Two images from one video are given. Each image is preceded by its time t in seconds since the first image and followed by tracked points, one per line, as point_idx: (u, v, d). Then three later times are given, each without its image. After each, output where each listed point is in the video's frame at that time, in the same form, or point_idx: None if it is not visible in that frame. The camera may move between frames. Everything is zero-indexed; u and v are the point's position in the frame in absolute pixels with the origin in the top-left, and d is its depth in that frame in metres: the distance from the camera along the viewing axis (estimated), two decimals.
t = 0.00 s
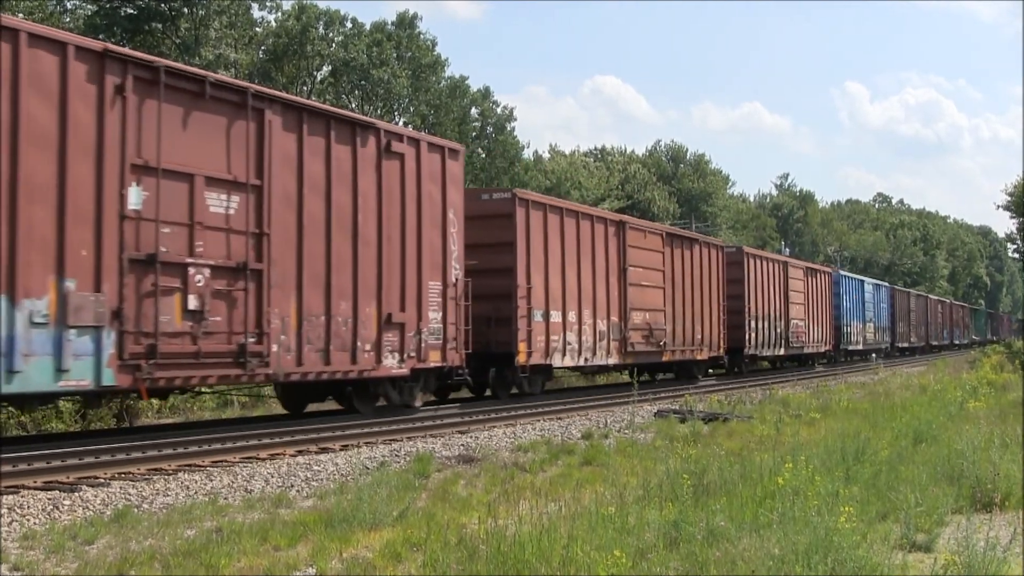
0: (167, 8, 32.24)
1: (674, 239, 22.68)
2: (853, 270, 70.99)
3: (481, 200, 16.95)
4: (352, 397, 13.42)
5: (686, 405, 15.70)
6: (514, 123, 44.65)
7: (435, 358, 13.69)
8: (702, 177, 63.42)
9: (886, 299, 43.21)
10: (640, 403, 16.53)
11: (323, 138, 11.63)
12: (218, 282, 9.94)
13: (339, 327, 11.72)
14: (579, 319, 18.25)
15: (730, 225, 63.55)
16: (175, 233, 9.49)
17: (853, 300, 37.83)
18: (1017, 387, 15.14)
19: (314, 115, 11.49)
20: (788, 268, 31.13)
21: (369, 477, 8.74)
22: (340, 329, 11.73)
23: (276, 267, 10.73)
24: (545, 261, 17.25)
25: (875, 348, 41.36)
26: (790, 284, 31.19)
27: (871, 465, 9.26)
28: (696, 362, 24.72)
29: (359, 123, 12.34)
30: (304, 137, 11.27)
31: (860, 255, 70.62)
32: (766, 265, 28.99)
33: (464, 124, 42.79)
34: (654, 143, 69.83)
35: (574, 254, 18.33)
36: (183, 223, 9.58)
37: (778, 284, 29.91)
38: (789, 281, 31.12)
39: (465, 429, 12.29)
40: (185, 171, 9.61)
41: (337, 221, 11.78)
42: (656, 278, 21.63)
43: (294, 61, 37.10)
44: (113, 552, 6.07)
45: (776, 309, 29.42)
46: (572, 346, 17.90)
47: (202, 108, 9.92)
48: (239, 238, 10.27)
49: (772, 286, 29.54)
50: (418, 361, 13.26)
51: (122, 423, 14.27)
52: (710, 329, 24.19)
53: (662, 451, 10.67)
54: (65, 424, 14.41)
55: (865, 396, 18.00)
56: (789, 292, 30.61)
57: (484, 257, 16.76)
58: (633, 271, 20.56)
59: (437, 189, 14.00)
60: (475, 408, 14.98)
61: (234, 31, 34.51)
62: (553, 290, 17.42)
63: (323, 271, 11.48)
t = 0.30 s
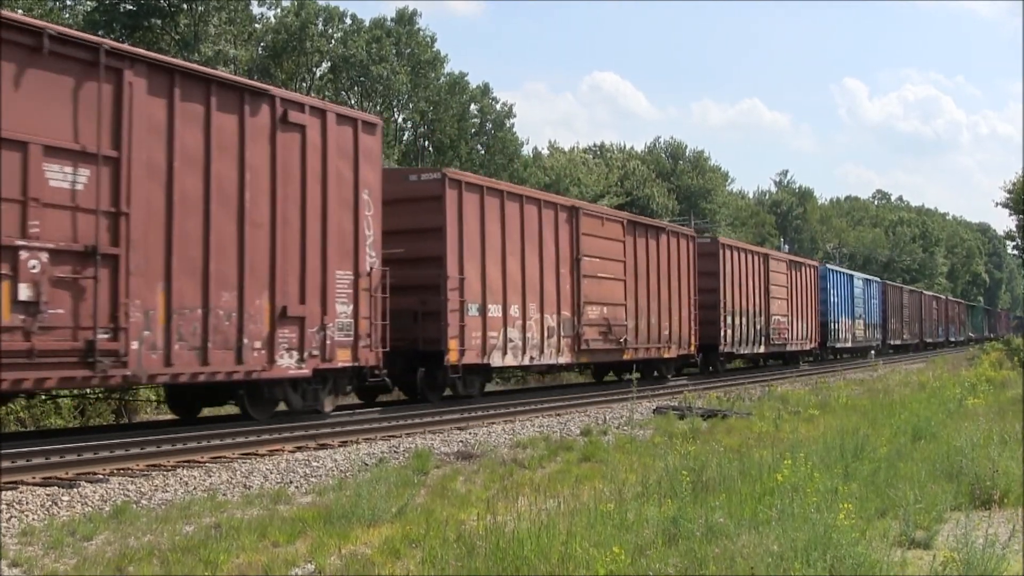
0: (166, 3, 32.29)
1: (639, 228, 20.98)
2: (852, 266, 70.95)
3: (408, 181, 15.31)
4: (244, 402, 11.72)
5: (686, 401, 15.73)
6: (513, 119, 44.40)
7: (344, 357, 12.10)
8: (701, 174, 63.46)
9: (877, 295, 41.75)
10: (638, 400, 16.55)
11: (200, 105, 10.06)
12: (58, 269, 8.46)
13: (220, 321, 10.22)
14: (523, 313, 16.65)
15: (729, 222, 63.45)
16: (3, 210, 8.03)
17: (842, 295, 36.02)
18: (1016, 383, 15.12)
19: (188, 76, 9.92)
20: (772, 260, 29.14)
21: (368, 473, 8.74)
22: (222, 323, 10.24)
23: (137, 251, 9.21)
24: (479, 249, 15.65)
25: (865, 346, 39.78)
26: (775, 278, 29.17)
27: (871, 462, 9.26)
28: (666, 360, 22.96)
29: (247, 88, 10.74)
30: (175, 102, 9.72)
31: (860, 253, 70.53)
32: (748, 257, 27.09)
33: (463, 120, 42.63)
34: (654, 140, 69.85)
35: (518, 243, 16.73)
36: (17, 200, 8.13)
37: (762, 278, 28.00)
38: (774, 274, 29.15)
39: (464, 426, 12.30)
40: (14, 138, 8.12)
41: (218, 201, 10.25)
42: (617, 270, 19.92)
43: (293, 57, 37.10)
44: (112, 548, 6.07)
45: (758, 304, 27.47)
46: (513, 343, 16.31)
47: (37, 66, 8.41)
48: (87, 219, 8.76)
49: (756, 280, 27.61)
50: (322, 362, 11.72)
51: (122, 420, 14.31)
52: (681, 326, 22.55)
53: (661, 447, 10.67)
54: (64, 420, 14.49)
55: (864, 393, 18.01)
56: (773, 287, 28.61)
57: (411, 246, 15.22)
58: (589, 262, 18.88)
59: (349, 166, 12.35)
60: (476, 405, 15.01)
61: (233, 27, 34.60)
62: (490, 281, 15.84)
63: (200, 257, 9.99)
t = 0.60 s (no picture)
0: (165, 2, 32.30)
1: (592, 215, 19.43)
2: (851, 262, 70.93)
3: (319, 160, 13.57)
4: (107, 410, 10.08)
5: (686, 397, 15.74)
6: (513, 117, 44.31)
7: (227, 358, 10.39)
8: (700, 170, 63.45)
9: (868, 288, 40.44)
10: (638, 396, 16.53)
11: (40, 64, 8.27)
12: None
13: (63, 321, 8.45)
14: (456, 308, 15.11)
15: (729, 218, 63.38)
16: None
17: (828, 288, 34.46)
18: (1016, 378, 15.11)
19: (22, 30, 8.13)
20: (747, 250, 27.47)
21: (368, 471, 8.74)
22: (65, 323, 8.48)
23: None
24: (401, 235, 14.02)
25: (856, 342, 38.35)
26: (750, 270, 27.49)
27: (871, 458, 9.26)
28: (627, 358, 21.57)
29: (101, 47, 8.94)
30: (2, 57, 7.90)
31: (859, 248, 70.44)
32: (721, 248, 25.48)
33: (462, 118, 42.42)
34: (654, 136, 69.87)
35: (450, 230, 15.18)
36: None
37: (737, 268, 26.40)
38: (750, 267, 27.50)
39: (464, 423, 12.27)
40: None
41: (61, 178, 8.46)
42: (566, 261, 18.43)
43: (291, 55, 37.12)
44: (112, 547, 6.06)
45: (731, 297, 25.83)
46: (447, 342, 14.76)
47: None
48: None
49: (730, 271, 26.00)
50: (198, 365, 10.01)
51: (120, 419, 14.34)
52: (643, 322, 21.03)
53: (661, 444, 10.67)
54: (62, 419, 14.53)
55: (864, 389, 18.02)
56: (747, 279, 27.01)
57: (320, 232, 13.53)
58: (534, 253, 17.40)
59: (235, 140, 10.60)
60: (475, 402, 14.99)
61: (233, 25, 34.72)
62: (415, 271, 14.23)
63: (39, 244, 8.24)
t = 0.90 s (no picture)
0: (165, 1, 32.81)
1: (542, 202, 17.43)
2: (851, 261, 70.86)
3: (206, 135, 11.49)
4: None
5: (685, 396, 15.76)
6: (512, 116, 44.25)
7: (69, 361, 8.68)
8: (700, 169, 63.48)
9: (856, 287, 39.22)
10: (637, 395, 16.55)
11: None
12: None
13: None
14: (372, 305, 13.02)
15: (728, 218, 63.36)
16: None
17: (812, 287, 33.00)
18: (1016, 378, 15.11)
19: None
20: (724, 244, 25.65)
21: (367, 470, 8.75)
22: None
23: None
24: (304, 221, 11.96)
25: (844, 342, 37.03)
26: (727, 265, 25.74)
27: (870, 457, 9.27)
28: (586, 360, 19.60)
29: None
30: None
31: (859, 248, 70.35)
32: (695, 241, 23.73)
33: (461, 117, 42.51)
34: (653, 135, 69.96)
35: (365, 216, 13.05)
36: None
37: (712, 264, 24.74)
38: (726, 262, 25.73)
39: (463, 422, 12.27)
40: None
41: None
42: (511, 253, 16.34)
43: (291, 54, 37.18)
44: (111, 546, 6.06)
45: (705, 294, 24.05)
46: (360, 343, 12.73)
47: None
48: None
49: (705, 266, 24.29)
50: (30, 369, 8.31)
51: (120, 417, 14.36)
52: (604, 321, 19.14)
53: (660, 443, 10.69)
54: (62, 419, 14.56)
55: (863, 387, 18.03)
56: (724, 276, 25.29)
57: (207, 217, 11.47)
58: (470, 243, 15.32)
59: (83, 106, 8.78)
60: (474, 401, 15.00)
61: (232, 24, 35.16)
62: (321, 263, 12.16)
63: None
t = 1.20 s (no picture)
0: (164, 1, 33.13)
1: (481, 187, 15.36)
2: (849, 261, 70.84)
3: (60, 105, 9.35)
4: None
5: (684, 396, 15.78)
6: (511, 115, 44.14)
7: None
8: (699, 169, 63.47)
9: (844, 285, 37.58)
10: (637, 395, 16.58)
11: None
12: None
13: None
14: (263, 301, 11.00)
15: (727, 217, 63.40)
16: None
17: (794, 284, 31.14)
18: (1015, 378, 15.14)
19: None
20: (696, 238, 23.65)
21: (366, 469, 8.75)
22: None
23: None
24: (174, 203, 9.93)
25: (831, 342, 35.38)
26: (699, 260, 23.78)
27: (869, 457, 9.28)
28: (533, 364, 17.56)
29: None
30: None
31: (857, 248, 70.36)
32: (662, 234, 21.86)
33: (461, 117, 42.52)
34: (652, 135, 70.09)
35: (254, 199, 10.96)
36: None
37: (683, 259, 22.88)
38: (699, 257, 23.74)
39: (463, 422, 12.29)
40: None
41: None
42: (442, 245, 14.23)
43: (289, 54, 37.07)
44: (110, 545, 6.05)
45: (672, 292, 22.14)
46: (246, 346, 10.75)
47: None
48: None
49: (674, 261, 22.40)
50: None
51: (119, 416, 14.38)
52: (554, 319, 17.21)
53: (659, 442, 10.70)
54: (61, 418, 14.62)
55: (862, 387, 18.05)
56: (694, 272, 23.34)
57: (58, 200, 9.27)
58: (389, 233, 13.17)
59: None
60: (473, 400, 15.01)
61: (230, 24, 35.32)
62: (196, 252, 10.14)
63: None
